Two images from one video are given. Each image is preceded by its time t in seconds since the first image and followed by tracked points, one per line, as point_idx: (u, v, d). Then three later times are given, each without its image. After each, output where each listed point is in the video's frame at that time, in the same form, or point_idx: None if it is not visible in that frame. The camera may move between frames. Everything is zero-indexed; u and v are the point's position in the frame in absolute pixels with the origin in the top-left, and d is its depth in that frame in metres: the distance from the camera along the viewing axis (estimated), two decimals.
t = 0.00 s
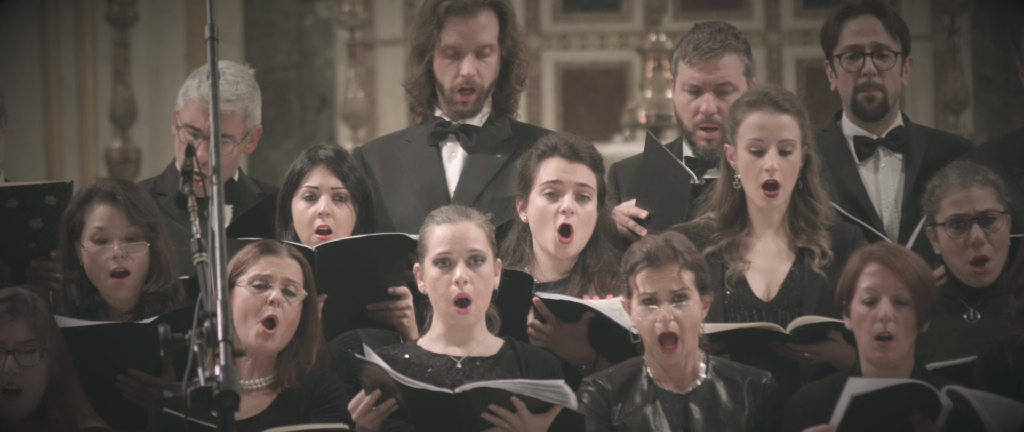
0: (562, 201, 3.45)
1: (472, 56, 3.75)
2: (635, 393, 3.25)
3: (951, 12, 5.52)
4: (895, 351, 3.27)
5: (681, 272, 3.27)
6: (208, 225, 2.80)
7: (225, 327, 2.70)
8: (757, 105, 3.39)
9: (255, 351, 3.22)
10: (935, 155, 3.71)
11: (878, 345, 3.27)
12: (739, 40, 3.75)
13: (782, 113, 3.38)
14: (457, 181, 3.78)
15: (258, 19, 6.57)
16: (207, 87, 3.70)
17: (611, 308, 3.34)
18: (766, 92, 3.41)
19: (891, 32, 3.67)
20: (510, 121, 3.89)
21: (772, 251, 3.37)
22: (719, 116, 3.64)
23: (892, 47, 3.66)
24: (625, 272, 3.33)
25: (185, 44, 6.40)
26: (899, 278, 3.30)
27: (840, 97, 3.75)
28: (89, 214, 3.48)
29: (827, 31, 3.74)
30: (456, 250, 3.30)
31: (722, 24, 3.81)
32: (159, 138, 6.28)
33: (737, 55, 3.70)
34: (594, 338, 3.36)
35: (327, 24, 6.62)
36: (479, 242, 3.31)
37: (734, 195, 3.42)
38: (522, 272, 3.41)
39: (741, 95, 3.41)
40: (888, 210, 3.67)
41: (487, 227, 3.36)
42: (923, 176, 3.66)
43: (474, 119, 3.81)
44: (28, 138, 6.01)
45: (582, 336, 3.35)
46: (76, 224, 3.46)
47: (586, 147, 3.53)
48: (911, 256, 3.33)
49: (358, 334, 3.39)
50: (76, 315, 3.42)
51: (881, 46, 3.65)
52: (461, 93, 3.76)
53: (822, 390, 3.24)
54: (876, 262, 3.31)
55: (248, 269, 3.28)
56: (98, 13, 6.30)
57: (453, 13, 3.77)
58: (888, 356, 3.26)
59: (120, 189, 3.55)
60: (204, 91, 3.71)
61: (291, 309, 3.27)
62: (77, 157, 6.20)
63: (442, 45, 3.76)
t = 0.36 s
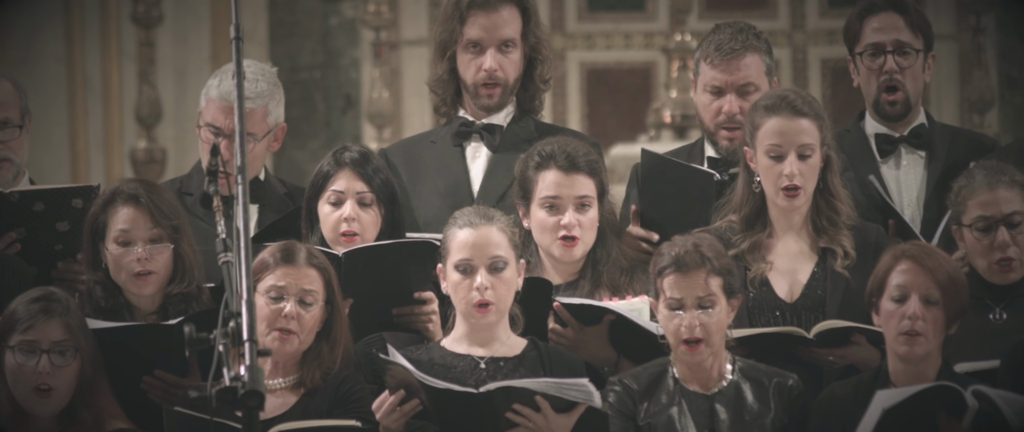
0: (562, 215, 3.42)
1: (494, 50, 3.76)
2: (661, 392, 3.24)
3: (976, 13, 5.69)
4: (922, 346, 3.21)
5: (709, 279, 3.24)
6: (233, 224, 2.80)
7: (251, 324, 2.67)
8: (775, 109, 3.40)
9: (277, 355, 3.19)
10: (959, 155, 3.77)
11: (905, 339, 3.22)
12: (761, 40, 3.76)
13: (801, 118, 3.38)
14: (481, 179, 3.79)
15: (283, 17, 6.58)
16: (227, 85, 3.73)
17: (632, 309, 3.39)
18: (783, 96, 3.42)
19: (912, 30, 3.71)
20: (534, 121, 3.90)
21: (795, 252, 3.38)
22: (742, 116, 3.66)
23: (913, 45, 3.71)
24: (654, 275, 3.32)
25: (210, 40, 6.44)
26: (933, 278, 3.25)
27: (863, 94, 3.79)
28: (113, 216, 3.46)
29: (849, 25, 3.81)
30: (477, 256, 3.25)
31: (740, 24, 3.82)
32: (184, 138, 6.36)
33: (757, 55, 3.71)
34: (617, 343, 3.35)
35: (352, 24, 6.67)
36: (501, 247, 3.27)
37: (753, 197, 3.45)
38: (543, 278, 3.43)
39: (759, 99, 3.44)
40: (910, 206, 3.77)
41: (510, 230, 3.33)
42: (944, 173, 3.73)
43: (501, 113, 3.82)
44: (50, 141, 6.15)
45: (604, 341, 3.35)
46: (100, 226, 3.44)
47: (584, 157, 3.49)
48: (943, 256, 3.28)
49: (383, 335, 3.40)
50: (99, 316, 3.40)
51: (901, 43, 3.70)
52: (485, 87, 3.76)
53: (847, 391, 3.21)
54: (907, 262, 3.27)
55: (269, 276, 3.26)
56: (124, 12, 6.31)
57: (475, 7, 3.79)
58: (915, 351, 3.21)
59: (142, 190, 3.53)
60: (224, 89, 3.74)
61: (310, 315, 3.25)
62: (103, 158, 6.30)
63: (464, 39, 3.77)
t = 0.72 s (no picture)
0: (572, 215, 3.42)
1: (517, 52, 3.77)
2: (682, 391, 3.24)
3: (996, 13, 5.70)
4: (942, 344, 3.24)
5: (730, 275, 3.24)
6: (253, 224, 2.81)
7: (270, 325, 2.67)
8: (790, 102, 3.42)
9: (303, 358, 3.22)
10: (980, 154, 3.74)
11: (925, 337, 3.25)
12: (778, 39, 3.76)
13: (815, 109, 3.40)
14: (499, 177, 3.80)
15: (302, 18, 6.62)
16: (242, 83, 3.72)
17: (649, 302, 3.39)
18: (798, 89, 3.45)
19: (931, 34, 3.70)
20: (553, 121, 3.90)
21: (812, 250, 3.38)
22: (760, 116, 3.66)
23: (934, 51, 3.69)
24: (675, 273, 3.33)
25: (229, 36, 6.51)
26: (955, 277, 3.28)
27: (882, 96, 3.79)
28: (133, 216, 3.48)
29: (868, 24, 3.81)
30: (494, 254, 3.26)
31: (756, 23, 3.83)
32: (203, 137, 6.34)
33: (774, 53, 3.71)
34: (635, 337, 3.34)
35: (371, 23, 6.69)
36: (518, 245, 3.27)
37: (771, 194, 3.45)
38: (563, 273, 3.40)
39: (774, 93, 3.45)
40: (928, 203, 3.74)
41: (526, 229, 3.33)
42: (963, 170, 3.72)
43: (519, 116, 3.83)
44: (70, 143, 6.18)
45: (621, 334, 3.34)
46: (120, 227, 3.46)
47: (592, 156, 3.49)
48: (966, 255, 3.31)
49: (400, 335, 3.41)
50: (120, 316, 3.42)
51: (922, 51, 3.69)
52: (509, 91, 3.76)
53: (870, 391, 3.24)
54: (931, 260, 3.28)
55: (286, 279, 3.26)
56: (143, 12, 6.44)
57: (494, 11, 3.80)
58: (935, 348, 3.24)
59: (163, 191, 3.54)
60: (239, 86, 3.72)
61: (330, 317, 3.26)
62: (122, 159, 6.34)
63: (486, 44, 3.78)
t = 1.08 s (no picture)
0: (594, 213, 3.42)
1: (528, 59, 3.76)
2: (702, 390, 3.24)
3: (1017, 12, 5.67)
4: (963, 338, 3.23)
5: (748, 275, 3.25)
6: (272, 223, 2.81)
7: (290, 324, 2.69)
8: (819, 100, 3.44)
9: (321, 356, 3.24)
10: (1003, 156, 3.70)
11: (947, 330, 3.24)
12: (791, 39, 3.75)
13: (847, 107, 3.42)
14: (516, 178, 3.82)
15: (322, 17, 6.64)
16: (257, 78, 3.73)
17: (671, 299, 3.38)
18: (828, 88, 3.46)
19: (952, 43, 3.69)
20: (568, 120, 3.91)
21: (840, 250, 3.40)
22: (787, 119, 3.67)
23: (953, 61, 3.69)
24: (694, 273, 3.32)
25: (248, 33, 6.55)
26: (980, 270, 3.26)
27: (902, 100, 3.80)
28: (154, 213, 3.48)
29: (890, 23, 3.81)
30: (513, 253, 3.27)
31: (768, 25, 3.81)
32: (223, 136, 6.37)
33: (792, 54, 3.71)
34: (658, 334, 3.35)
35: (391, 23, 6.72)
36: (537, 244, 3.28)
37: (799, 194, 3.46)
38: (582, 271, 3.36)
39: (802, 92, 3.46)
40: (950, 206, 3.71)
41: (546, 229, 3.33)
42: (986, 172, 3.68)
43: (534, 115, 3.83)
44: (92, 142, 6.07)
45: (646, 332, 3.35)
46: (141, 224, 3.47)
47: (615, 156, 3.48)
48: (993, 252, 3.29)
49: (420, 334, 3.43)
50: (142, 316, 3.43)
51: (942, 60, 3.69)
52: (519, 92, 3.77)
53: (892, 391, 3.24)
54: (957, 255, 3.28)
55: (306, 277, 3.27)
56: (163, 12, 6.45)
57: (506, 18, 3.77)
58: (955, 343, 3.23)
59: (184, 189, 3.55)
60: (254, 83, 3.73)
61: (349, 316, 3.27)
62: (143, 159, 6.32)
63: (497, 50, 3.77)
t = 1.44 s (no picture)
0: (625, 210, 3.44)
1: (544, 61, 3.77)
2: (718, 388, 3.27)
3: None
4: (989, 342, 3.28)
5: (762, 274, 3.27)
6: (291, 223, 2.82)
7: (309, 324, 2.69)
8: (829, 105, 3.43)
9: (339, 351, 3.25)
10: None
11: (973, 333, 3.28)
12: (813, 40, 3.75)
13: (857, 113, 3.41)
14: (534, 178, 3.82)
15: (341, 17, 6.67)
16: (273, 79, 3.72)
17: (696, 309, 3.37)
18: (840, 92, 3.45)
19: (976, 44, 3.69)
20: (586, 120, 3.92)
21: (857, 247, 3.42)
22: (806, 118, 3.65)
23: (977, 62, 3.68)
24: (706, 272, 3.35)
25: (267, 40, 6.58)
26: (1006, 273, 3.32)
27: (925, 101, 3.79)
28: (171, 216, 3.48)
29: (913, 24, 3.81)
30: (535, 256, 3.26)
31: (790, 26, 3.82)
32: (242, 137, 6.37)
33: (813, 55, 3.71)
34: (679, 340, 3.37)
35: (410, 24, 6.73)
36: (559, 249, 3.27)
37: (814, 195, 3.47)
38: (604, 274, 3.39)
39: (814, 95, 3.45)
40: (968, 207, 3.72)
41: (569, 233, 3.32)
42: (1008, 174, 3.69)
43: (551, 116, 3.85)
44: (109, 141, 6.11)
45: (667, 339, 3.37)
46: (159, 226, 3.47)
47: (649, 155, 3.50)
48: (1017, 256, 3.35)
49: (439, 335, 3.41)
50: (160, 317, 3.41)
51: (965, 61, 3.68)
52: (534, 94, 3.78)
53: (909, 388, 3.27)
54: (983, 257, 3.32)
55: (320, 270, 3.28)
56: (182, 13, 6.37)
57: (523, 19, 3.78)
58: (982, 343, 3.27)
59: (201, 192, 3.54)
60: (270, 83, 3.72)
61: (366, 306, 3.28)
62: (160, 158, 6.30)
63: (513, 50, 3.78)
